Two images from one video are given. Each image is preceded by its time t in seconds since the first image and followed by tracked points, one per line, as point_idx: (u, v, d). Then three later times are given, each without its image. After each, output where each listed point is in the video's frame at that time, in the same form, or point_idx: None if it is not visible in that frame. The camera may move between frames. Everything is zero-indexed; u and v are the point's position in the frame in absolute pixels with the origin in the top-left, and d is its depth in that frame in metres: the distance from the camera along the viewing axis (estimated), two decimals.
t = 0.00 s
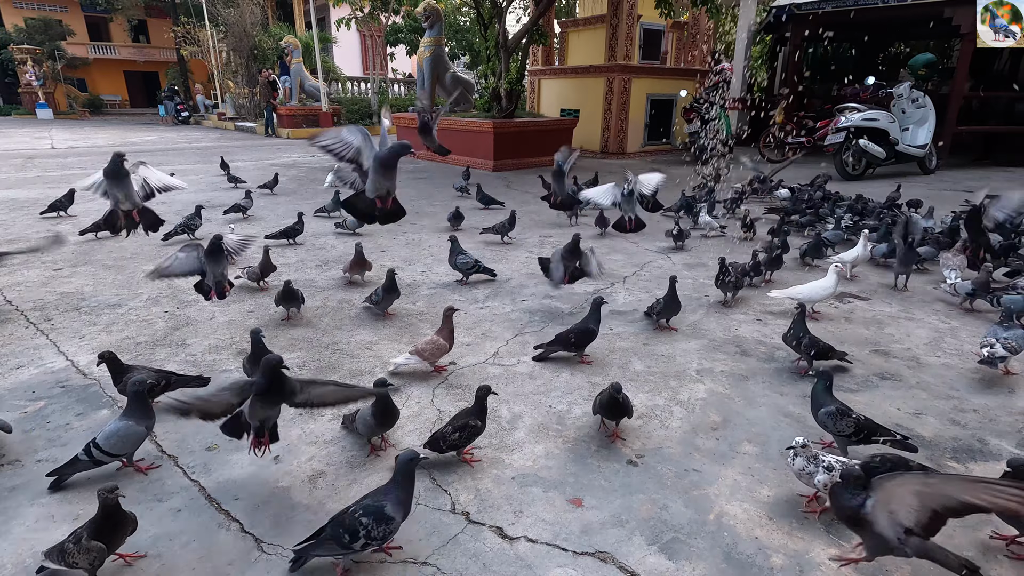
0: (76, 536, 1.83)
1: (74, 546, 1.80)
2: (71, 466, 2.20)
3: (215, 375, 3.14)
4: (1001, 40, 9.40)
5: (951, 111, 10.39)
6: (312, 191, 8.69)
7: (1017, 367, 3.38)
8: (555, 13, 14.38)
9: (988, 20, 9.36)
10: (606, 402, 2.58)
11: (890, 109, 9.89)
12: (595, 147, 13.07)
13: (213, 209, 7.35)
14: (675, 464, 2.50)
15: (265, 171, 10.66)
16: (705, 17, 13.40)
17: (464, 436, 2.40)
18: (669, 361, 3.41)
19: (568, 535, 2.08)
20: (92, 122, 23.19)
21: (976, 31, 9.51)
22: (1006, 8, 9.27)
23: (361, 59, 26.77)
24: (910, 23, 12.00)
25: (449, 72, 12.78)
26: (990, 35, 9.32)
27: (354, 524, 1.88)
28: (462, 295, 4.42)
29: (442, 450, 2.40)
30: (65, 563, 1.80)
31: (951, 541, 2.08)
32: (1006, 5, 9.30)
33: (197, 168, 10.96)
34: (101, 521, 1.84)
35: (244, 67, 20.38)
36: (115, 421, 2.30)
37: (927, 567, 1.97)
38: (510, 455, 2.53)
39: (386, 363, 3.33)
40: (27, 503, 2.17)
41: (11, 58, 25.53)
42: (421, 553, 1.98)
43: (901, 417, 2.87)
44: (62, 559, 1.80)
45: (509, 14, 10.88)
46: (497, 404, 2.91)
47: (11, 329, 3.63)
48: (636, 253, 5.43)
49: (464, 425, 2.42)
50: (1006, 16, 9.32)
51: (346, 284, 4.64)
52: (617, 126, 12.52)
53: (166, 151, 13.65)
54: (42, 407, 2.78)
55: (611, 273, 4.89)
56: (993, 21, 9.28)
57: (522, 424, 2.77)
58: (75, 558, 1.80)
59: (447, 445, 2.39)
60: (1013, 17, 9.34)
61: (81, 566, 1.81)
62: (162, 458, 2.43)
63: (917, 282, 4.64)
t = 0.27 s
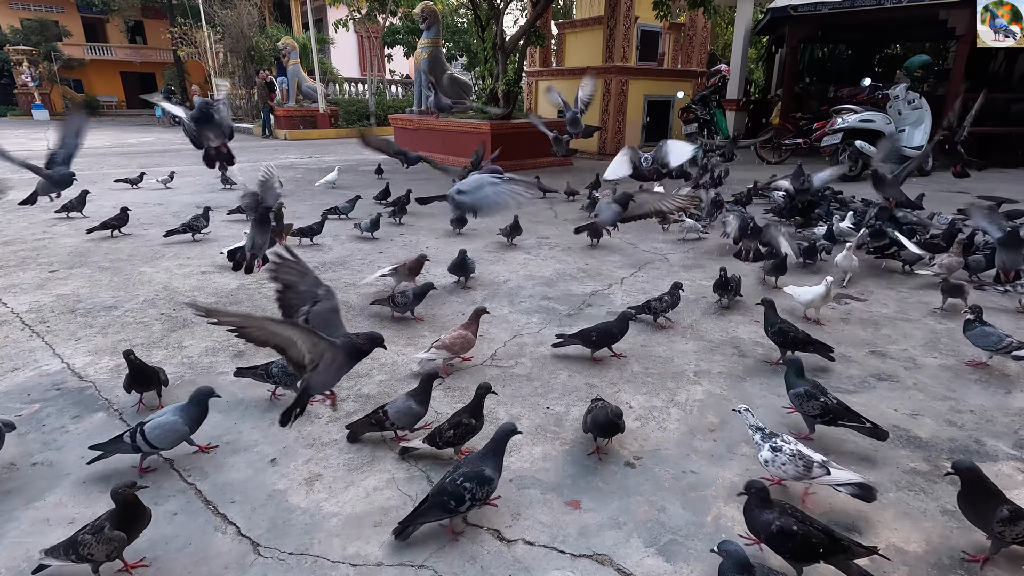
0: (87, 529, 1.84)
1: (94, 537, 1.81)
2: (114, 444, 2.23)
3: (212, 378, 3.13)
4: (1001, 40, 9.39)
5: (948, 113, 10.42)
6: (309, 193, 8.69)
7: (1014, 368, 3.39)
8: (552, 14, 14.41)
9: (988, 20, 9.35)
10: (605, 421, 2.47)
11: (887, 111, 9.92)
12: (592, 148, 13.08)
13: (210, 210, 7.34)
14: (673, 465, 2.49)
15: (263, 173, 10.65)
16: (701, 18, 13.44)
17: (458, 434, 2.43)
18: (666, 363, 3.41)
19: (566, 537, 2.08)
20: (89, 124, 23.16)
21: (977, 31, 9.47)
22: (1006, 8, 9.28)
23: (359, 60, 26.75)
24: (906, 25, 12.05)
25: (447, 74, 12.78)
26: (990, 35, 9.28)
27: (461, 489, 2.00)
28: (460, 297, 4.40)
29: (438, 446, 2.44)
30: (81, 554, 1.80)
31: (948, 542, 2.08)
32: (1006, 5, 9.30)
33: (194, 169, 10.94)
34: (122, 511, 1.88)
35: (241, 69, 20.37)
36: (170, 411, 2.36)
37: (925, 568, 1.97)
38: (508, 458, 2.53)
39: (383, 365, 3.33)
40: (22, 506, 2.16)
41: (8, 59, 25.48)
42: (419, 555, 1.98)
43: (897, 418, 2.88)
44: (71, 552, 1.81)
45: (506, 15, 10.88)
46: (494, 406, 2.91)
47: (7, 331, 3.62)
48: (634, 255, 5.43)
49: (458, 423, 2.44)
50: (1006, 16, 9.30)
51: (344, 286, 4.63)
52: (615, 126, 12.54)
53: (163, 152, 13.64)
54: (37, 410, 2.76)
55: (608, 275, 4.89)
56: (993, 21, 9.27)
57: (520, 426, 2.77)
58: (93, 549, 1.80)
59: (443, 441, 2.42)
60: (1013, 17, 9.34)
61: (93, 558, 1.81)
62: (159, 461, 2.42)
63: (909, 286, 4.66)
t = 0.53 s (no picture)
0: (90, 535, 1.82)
1: (97, 545, 1.80)
2: (221, 422, 2.42)
3: (206, 379, 3.12)
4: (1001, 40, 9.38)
5: (943, 114, 10.47)
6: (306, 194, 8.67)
7: (1007, 368, 3.39)
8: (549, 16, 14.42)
9: (988, 19, 9.33)
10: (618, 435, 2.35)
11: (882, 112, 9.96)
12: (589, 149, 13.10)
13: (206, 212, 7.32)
14: (667, 466, 2.49)
15: (259, 174, 10.62)
16: (698, 19, 13.47)
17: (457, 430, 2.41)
18: (660, 364, 3.41)
19: (559, 538, 2.07)
20: (85, 125, 23.11)
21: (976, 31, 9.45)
22: (1006, 8, 9.26)
23: (356, 62, 26.71)
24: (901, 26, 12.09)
25: (444, 75, 12.78)
26: (990, 34, 9.26)
27: (545, 450, 2.21)
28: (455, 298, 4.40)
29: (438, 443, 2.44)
30: (83, 561, 1.79)
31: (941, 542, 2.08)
32: (1006, 4, 9.29)
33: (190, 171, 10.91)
34: (127, 519, 1.86)
35: (238, 70, 20.34)
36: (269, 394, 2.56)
37: (917, 568, 1.97)
38: (500, 458, 2.53)
39: (377, 366, 3.33)
40: (12, 509, 2.15)
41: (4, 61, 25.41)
42: (410, 557, 1.97)
43: (891, 418, 2.89)
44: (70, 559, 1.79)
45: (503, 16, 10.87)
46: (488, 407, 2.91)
47: None
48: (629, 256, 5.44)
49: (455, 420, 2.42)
50: (1006, 16, 9.29)
51: (339, 287, 4.62)
52: (612, 128, 12.55)
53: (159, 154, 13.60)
54: (29, 411, 2.75)
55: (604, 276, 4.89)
56: (993, 21, 9.26)
57: (514, 426, 2.77)
58: (95, 557, 1.80)
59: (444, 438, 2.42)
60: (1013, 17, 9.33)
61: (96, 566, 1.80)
62: (150, 463, 2.41)
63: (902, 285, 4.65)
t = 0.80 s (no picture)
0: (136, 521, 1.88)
1: (141, 529, 1.86)
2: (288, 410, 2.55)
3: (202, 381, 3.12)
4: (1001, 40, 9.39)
5: (940, 115, 10.50)
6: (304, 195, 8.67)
7: (1003, 368, 3.41)
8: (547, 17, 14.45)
9: (988, 19, 9.33)
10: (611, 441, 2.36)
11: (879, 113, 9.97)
12: (587, 150, 13.11)
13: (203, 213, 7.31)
14: (663, 467, 2.49)
15: (257, 176, 10.63)
16: (696, 21, 13.49)
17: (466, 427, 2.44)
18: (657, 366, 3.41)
19: (555, 539, 2.08)
20: (83, 126, 23.07)
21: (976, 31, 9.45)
22: (1006, 8, 9.26)
23: (354, 63, 26.72)
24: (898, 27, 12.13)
25: (441, 76, 12.79)
26: (990, 35, 9.28)
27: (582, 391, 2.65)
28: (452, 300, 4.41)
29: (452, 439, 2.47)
30: (127, 547, 1.84)
31: (936, 542, 2.09)
32: (1007, 5, 9.29)
33: (187, 172, 10.91)
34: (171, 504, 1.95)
35: (236, 71, 20.32)
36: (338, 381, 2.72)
37: (913, 569, 1.98)
38: (497, 459, 2.54)
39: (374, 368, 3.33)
40: (7, 512, 2.15)
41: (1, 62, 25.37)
42: (407, 558, 1.97)
43: (887, 418, 2.89)
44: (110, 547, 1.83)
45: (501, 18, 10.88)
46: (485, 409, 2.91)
47: None
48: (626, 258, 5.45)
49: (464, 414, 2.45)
50: (1006, 16, 9.30)
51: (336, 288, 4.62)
52: (609, 129, 12.56)
53: (156, 155, 13.58)
54: (24, 413, 2.75)
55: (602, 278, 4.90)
56: (993, 21, 9.26)
57: (511, 428, 2.77)
58: (139, 541, 1.85)
59: (456, 435, 2.45)
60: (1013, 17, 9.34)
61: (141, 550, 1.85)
62: (147, 465, 2.40)
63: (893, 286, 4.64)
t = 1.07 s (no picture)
0: (187, 518, 1.92)
1: (196, 524, 1.91)
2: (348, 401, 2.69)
3: (202, 382, 3.13)
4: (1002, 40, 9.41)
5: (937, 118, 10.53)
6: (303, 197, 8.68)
7: (1000, 369, 3.42)
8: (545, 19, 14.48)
9: (988, 19, 9.34)
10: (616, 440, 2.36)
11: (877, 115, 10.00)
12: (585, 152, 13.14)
13: (202, 215, 7.31)
14: (661, 468, 2.50)
15: (255, 177, 10.63)
16: (694, 23, 13.52)
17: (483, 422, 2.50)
18: (655, 367, 3.43)
19: (554, 540, 2.08)
20: (81, 127, 23.07)
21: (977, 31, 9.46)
22: (1006, 8, 9.30)
23: (353, 64, 26.76)
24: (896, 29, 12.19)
25: (440, 78, 12.81)
26: (991, 34, 9.26)
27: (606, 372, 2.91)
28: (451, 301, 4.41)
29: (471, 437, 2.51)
30: (184, 542, 1.89)
31: (932, 542, 2.10)
32: (1007, 5, 9.32)
33: (185, 174, 10.90)
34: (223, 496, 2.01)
35: (235, 73, 20.33)
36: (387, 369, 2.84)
37: (909, 568, 1.99)
38: (496, 459, 2.55)
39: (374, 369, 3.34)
40: (7, 513, 2.15)
41: None
42: (406, 559, 1.98)
43: (884, 419, 2.91)
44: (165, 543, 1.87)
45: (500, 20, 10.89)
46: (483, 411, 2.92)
47: None
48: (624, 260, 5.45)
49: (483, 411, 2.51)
50: (1006, 16, 9.33)
51: (336, 289, 4.63)
52: (608, 131, 12.58)
53: (154, 156, 13.57)
54: (23, 415, 2.75)
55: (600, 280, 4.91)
56: (994, 21, 9.27)
57: (509, 429, 2.78)
58: (194, 535, 1.89)
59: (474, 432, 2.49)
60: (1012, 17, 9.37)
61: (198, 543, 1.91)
62: (146, 466, 2.41)
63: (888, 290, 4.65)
